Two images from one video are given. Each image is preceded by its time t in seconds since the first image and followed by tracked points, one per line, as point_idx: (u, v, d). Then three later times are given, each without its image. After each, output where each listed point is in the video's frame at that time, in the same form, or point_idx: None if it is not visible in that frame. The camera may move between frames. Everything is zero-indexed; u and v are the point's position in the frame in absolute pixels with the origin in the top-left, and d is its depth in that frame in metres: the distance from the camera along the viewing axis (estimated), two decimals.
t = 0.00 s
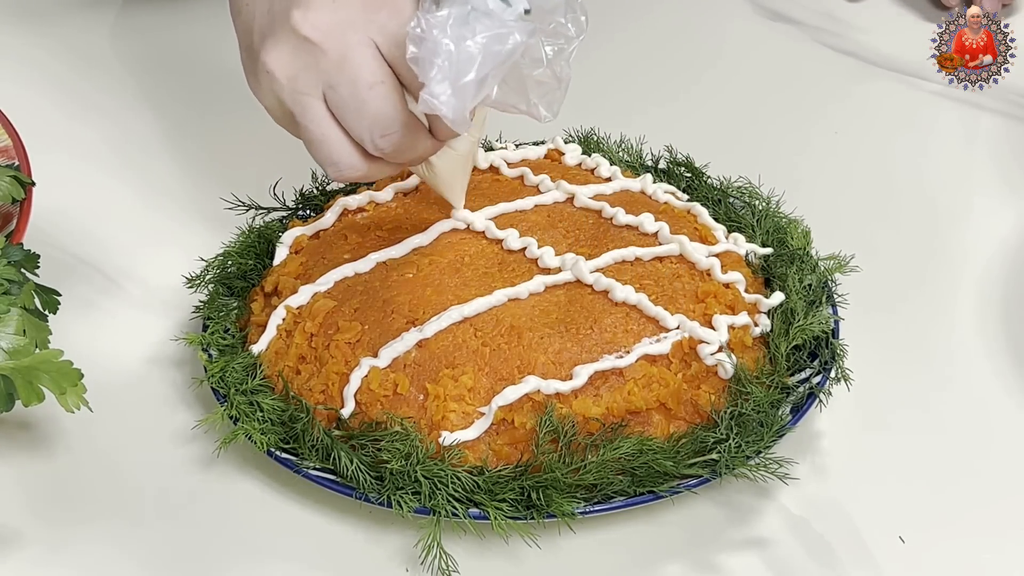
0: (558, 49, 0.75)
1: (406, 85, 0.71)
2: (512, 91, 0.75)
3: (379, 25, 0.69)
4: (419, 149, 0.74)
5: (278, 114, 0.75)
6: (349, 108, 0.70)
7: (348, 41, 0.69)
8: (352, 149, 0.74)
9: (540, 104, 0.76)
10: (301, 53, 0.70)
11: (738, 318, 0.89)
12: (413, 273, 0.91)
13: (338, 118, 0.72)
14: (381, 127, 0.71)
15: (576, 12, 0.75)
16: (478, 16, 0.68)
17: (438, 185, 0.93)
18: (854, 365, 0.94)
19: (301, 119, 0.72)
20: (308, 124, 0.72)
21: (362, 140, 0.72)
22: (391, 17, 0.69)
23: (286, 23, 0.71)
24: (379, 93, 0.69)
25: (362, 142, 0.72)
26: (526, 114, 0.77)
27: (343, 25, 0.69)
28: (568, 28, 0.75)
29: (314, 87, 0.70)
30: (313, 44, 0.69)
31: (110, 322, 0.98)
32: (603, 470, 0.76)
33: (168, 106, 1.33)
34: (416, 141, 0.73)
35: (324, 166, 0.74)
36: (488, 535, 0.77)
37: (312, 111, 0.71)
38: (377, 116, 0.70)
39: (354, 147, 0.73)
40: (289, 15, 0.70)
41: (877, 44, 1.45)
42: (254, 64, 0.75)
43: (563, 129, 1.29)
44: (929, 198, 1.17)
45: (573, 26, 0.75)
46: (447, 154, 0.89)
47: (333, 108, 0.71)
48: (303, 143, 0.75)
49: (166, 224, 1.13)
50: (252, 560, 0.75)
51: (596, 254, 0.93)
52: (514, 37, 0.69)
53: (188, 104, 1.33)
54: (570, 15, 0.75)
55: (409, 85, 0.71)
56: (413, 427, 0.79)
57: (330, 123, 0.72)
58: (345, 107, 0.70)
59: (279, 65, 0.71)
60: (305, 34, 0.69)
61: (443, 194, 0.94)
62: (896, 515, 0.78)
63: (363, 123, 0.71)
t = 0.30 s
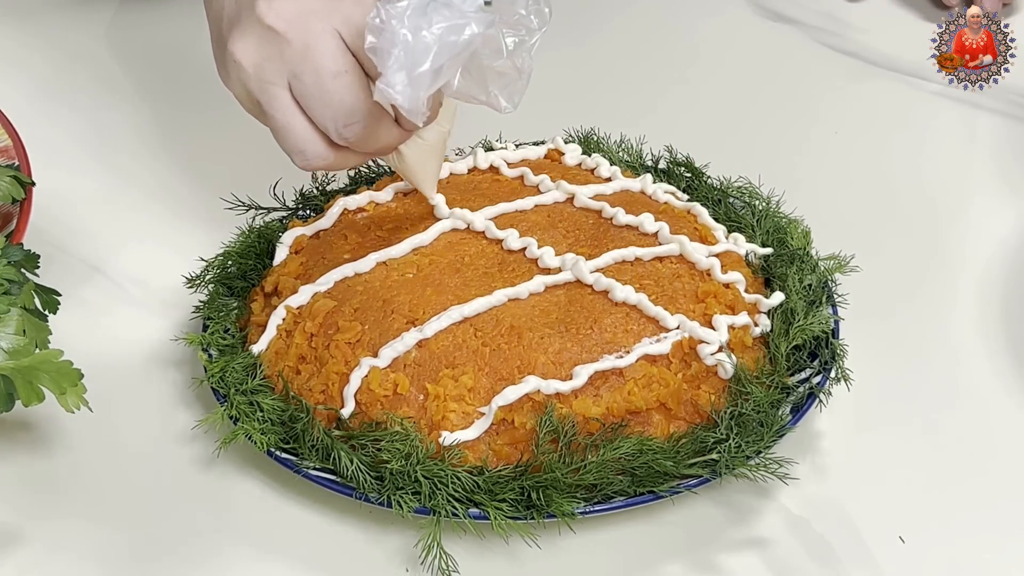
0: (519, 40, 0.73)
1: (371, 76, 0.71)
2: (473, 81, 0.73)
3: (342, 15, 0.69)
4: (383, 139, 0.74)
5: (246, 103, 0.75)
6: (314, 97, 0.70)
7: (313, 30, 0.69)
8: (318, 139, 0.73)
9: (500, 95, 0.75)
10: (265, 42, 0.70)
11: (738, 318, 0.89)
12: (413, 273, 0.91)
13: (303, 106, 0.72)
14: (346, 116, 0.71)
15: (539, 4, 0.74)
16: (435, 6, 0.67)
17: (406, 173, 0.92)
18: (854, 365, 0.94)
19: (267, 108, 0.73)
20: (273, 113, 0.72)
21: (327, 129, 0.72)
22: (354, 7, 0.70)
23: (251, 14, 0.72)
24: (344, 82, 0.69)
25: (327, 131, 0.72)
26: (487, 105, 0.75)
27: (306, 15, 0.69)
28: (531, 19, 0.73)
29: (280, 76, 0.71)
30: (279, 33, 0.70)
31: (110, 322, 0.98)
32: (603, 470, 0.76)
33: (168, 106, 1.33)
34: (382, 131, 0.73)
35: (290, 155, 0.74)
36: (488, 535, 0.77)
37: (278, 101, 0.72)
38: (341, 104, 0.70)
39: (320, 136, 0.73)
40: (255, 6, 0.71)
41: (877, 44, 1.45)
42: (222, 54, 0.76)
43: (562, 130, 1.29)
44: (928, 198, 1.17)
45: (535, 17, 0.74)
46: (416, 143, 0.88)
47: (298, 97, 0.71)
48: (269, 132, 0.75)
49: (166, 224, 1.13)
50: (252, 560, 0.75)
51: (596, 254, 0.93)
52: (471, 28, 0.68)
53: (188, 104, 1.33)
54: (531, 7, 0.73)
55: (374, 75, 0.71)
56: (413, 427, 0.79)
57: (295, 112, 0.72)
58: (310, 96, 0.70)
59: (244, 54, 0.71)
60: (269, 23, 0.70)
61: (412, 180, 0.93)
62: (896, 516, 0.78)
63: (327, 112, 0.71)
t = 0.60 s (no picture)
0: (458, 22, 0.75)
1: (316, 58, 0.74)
2: (412, 62, 0.75)
3: None
4: (335, 120, 0.77)
5: (202, 84, 0.79)
6: (262, 79, 0.74)
7: (258, 15, 0.72)
8: (270, 119, 0.78)
9: (439, 77, 0.76)
10: (215, 26, 0.74)
11: (738, 318, 0.89)
12: (413, 273, 0.91)
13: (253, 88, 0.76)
14: (293, 97, 0.74)
15: None
16: None
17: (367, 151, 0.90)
18: (854, 365, 0.94)
19: (220, 89, 0.76)
20: (226, 94, 0.76)
21: (276, 109, 0.76)
22: None
23: None
24: (289, 64, 0.73)
25: (278, 112, 0.76)
26: (423, 85, 0.76)
27: None
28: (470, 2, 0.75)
29: (230, 60, 0.74)
30: (227, 19, 0.73)
31: (111, 322, 0.98)
32: (603, 470, 0.76)
33: (168, 106, 1.33)
34: (330, 111, 0.76)
35: (244, 134, 0.79)
36: (488, 535, 0.77)
37: (231, 83, 0.75)
38: (288, 86, 0.73)
39: (270, 116, 0.77)
40: None
41: (877, 43, 1.45)
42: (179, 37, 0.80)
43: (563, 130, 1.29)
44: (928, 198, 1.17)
45: None
46: (372, 120, 0.86)
47: (248, 79, 0.75)
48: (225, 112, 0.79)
49: (166, 225, 1.13)
50: (253, 560, 0.76)
51: (596, 254, 0.93)
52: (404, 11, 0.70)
53: (188, 103, 1.33)
54: None
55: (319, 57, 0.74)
56: (413, 427, 0.79)
57: (246, 93, 0.76)
58: (259, 79, 0.74)
59: (197, 38, 0.75)
60: (219, 8, 0.73)
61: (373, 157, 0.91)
62: (896, 516, 0.78)
63: (275, 93, 0.74)
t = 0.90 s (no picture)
0: (430, 28, 0.78)
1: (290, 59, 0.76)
2: (385, 66, 0.78)
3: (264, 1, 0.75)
4: (308, 122, 0.79)
5: (180, 84, 0.81)
6: (236, 78, 0.76)
7: (235, 16, 0.74)
8: (244, 120, 0.79)
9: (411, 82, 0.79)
10: (192, 26, 0.76)
11: (738, 318, 0.89)
12: (413, 273, 0.91)
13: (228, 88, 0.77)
14: (266, 97, 0.76)
15: None
16: None
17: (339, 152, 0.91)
18: (854, 365, 0.94)
19: (196, 89, 0.78)
20: (202, 94, 0.78)
21: (250, 109, 0.78)
22: None
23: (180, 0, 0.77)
24: (264, 65, 0.75)
25: (252, 112, 0.78)
26: (395, 89, 0.79)
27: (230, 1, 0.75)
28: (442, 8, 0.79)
29: (205, 59, 0.76)
30: (203, 19, 0.75)
31: (110, 322, 0.98)
32: (603, 470, 0.76)
33: (168, 105, 1.33)
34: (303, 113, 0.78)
35: (220, 134, 0.80)
36: (488, 535, 0.77)
37: (206, 82, 0.77)
38: (261, 86, 0.75)
39: (245, 117, 0.79)
40: None
41: (877, 43, 1.45)
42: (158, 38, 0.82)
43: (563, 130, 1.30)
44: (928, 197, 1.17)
45: (446, 6, 0.79)
46: (347, 121, 0.87)
47: (222, 79, 0.77)
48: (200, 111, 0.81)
49: (166, 225, 1.13)
50: (253, 560, 0.76)
51: (596, 254, 0.93)
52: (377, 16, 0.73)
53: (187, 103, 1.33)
54: None
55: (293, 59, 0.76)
56: (413, 427, 0.79)
57: (221, 93, 0.78)
58: (232, 78, 0.76)
59: (174, 38, 0.77)
60: (197, 9, 0.75)
61: (347, 159, 0.92)
62: (896, 516, 0.78)
63: (249, 92, 0.76)
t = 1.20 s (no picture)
0: (406, 44, 0.82)
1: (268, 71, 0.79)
2: (360, 81, 0.82)
3: (242, 16, 0.78)
4: (285, 133, 0.83)
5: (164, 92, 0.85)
6: (216, 90, 0.79)
7: (214, 30, 0.78)
8: (224, 129, 0.83)
9: (384, 97, 0.83)
10: (174, 39, 0.79)
11: (738, 318, 0.89)
12: (413, 273, 0.91)
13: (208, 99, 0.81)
14: (245, 110, 0.80)
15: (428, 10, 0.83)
16: (316, 13, 0.76)
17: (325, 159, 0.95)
18: (855, 366, 0.93)
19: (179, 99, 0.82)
20: (184, 104, 0.82)
21: (230, 120, 0.81)
22: (252, 9, 0.78)
23: (161, 13, 0.80)
24: (242, 78, 0.78)
25: (231, 122, 0.82)
26: (371, 103, 0.83)
27: (210, 16, 0.78)
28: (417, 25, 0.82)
29: (187, 71, 0.80)
30: (184, 32, 0.78)
31: (110, 322, 0.98)
32: (603, 470, 0.76)
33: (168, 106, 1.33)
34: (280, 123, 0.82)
35: (202, 141, 0.84)
36: (488, 535, 0.77)
37: (187, 92, 0.81)
38: (239, 100, 0.79)
39: (225, 126, 0.83)
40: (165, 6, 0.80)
41: (877, 44, 1.45)
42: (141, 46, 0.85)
43: (563, 130, 1.30)
44: (928, 197, 1.17)
45: (423, 23, 0.83)
46: (331, 130, 0.91)
47: (203, 90, 0.80)
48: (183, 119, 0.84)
49: (166, 226, 1.13)
50: (252, 560, 0.76)
51: (596, 254, 0.93)
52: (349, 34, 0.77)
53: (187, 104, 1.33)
54: (415, 12, 0.82)
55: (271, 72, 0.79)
56: (413, 427, 0.79)
57: (202, 104, 0.81)
58: (213, 90, 0.79)
59: (156, 50, 0.81)
60: (176, 22, 0.79)
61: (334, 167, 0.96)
62: (896, 516, 0.78)
63: (228, 104, 0.80)
